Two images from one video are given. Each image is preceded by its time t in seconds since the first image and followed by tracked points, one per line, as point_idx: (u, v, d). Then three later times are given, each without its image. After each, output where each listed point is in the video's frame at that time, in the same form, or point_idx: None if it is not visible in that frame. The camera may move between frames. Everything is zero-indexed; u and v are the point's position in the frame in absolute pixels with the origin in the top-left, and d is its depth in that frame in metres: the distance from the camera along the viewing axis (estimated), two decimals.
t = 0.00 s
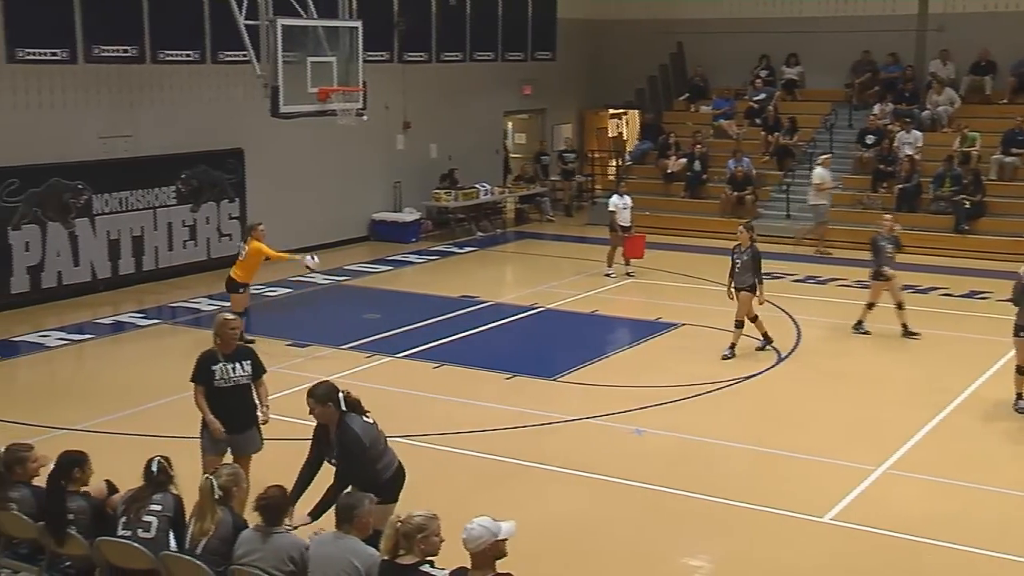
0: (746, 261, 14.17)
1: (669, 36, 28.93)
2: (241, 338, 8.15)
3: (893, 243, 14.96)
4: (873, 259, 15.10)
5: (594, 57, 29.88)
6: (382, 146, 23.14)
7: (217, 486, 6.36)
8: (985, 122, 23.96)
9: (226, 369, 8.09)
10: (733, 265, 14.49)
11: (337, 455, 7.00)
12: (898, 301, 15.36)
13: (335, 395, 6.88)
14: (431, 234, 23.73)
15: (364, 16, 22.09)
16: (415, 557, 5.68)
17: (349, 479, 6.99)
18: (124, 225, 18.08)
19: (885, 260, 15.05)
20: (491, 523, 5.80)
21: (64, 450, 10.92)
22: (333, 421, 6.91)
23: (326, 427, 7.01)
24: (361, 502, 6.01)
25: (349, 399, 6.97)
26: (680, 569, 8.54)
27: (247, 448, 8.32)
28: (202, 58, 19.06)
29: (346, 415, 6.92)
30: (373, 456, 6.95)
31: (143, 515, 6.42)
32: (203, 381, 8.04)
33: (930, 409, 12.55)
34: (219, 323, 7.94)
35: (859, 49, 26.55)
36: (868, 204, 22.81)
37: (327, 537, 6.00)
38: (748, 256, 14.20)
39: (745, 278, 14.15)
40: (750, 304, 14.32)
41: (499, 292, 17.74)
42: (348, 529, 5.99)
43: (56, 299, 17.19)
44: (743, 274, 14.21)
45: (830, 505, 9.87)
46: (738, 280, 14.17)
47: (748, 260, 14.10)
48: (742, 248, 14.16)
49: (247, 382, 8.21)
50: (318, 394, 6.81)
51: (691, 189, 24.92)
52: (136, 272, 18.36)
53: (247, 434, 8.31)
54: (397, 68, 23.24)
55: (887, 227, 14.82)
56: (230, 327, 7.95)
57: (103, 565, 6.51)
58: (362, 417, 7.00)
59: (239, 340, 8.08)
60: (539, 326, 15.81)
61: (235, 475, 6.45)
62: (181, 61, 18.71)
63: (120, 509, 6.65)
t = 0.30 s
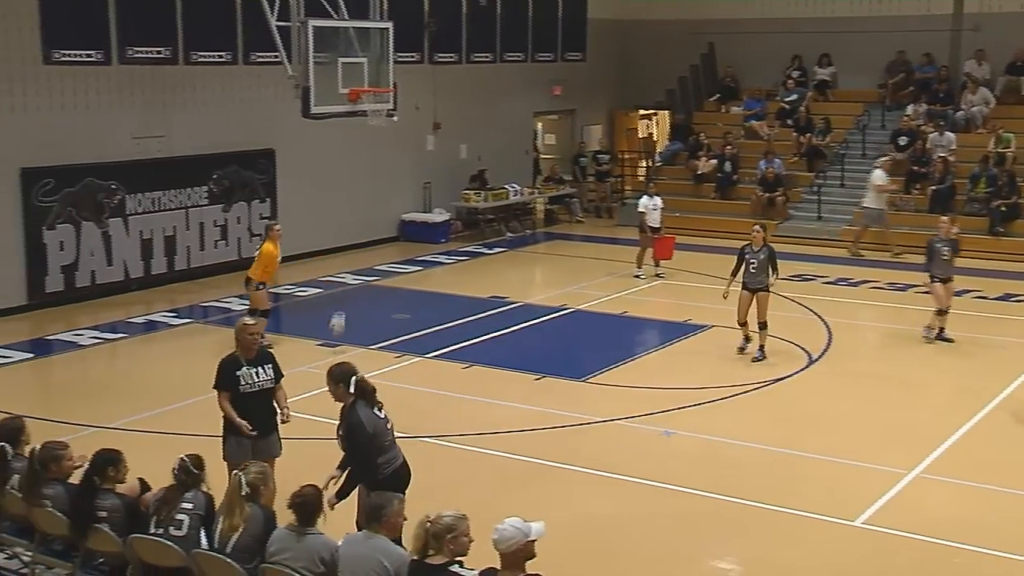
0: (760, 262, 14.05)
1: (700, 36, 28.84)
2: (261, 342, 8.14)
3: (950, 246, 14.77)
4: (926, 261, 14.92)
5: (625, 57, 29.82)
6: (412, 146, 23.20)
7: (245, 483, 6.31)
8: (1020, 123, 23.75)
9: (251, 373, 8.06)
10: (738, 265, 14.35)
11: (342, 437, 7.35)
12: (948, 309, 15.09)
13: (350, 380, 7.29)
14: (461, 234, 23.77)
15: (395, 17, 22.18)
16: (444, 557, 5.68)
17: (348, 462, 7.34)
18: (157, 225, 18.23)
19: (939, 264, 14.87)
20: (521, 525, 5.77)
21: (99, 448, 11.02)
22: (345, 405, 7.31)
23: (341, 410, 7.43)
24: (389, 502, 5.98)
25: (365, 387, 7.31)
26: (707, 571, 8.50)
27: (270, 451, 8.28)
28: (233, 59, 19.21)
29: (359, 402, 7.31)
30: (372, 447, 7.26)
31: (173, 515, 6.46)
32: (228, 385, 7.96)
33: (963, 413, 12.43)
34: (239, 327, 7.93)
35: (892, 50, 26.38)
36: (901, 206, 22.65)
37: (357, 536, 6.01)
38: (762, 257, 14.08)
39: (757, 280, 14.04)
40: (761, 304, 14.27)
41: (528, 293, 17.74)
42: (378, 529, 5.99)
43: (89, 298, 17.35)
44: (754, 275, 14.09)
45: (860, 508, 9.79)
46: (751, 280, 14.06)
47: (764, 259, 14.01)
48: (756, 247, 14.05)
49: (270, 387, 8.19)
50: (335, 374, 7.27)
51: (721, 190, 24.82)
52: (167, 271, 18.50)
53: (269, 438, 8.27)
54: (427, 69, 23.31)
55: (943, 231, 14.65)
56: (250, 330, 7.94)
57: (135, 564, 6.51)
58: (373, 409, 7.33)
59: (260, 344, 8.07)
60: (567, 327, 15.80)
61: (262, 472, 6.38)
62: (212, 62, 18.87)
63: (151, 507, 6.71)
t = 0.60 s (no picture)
0: (768, 263, 13.96)
1: (729, 36, 28.74)
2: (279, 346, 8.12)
3: (1000, 254, 14.38)
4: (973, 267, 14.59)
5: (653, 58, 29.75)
6: (441, 147, 23.24)
7: (275, 478, 6.37)
8: None
9: (269, 378, 8.02)
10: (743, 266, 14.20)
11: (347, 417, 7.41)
12: (994, 317, 14.71)
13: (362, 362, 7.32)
14: (489, 235, 23.81)
15: (424, 18, 22.23)
16: (472, 558, 5.68)
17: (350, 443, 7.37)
18: (188, 225, 18.36)
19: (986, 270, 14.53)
20: (553, 525, 5.77)
21: (132, 446, 11.10)
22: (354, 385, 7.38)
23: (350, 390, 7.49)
24: (418, 502, 6.00)
25: (375, 369, 7.37)
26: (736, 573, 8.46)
27: (289, 453, 8.20)
28: (264, 60, 19.32)
29: (368, 384, 7.38)
30: (371, 429, 7.29)
31: (205, 513, 6.49)
32: (248, 388, 7.93)
33: (995, 416, 12.31)
34: (256, 331, 7.91)
35: (924, 50, 26.19)
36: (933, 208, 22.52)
37: (385, 536, 6.02)
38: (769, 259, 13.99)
39: (764, 281, 13.92)
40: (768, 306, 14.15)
41: (556, 293, 17.73)
42: (405, 530, 5.99)
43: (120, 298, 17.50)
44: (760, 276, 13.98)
45: (891, 512, 9.71)
46: (758, 281, 13.94)
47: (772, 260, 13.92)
48: (763, 249, 13.95)
49: (288, 390, 8.14)
50: (348, 353, 7.31)
51: (751, 191, 24.72)
52: (198, 271, 18.62)
53: (289, 441, 8.20)
54: (456, 70, 23.35)
55: (994, 236, 14.31)
56: (267, 334, 7.93)
57: (166, 562, 6.56)
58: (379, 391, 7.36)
59: (278, 348, 8.05)
60: (596, 328, 15.78)
61: (291, 469, 6.47)
62: (244, 62, 18.98)
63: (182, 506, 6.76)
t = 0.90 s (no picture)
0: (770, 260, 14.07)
1: (754, 36, 28.62)
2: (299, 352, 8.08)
3: None
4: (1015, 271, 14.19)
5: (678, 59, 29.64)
6: (465, 148, 23.23)
7: (304, 477, 6.33)
8: None
9: (291, 386, 8.01)
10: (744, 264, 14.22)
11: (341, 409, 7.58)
12: None
13: (356, 361, 7.45)
14: (513, 236, 23.81)
15: (448, 18, 22.24)
16: (496, 558, 5.65)
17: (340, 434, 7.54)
18: (213, 225, 18.43)
19: None
20: (577, 527, 5.73)
21: (156, 445, 11.15)
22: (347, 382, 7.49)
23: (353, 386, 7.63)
24: (442, 503, 5.98)
25: (367, 370, 7.43)
26: None
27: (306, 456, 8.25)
28: (289, 60, 19.37)
29: (355, 381, 7.44)
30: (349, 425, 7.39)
31: (229, 514, 6.52)
32: (274, 397, 7.90)
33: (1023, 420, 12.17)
34: (279, 339, 7.85)
35: (952, 49, 26.01)
36: (960, 210, 22.38)
37: (408, 537, 5.98)
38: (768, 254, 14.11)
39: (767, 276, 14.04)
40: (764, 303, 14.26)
41: (580, 294, 17.68)
42: (429, 530, 5.96)
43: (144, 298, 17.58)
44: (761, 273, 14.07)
45: (916, 516, 9.60)
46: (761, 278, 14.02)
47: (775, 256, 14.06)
48: (766, 246, 14.04)
49: (305, 396, 8.15)
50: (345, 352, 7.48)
51: (776, 192, 24.59)
52: (223, 271, 18.68)
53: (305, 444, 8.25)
54: (481, 71, 23.34)
55: None
56: (290, 341, 7.88)
57: (192, 562, 6.57)
58: (360, 391, 7.38)
59: (299, 354, 8.02)
60: (620, 330, 15.73)
61: (320, 468, 6.41)
62: (269, 63, 19.03)
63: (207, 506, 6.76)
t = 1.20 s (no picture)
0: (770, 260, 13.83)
1: (776, 35, 28.44)
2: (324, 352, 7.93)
3: None
4: None
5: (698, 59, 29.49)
6: (483, 148, 23.15)
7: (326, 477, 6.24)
8: None
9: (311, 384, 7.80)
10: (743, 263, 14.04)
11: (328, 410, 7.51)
12: None
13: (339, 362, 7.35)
14: (531, 236, 23.74)
15: (468, 17, 22.16)
16: (515, 561, 5.55)
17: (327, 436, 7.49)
18: (230, 224, 18.41)
19: None
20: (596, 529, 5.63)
21: (173, 445, 11.11)
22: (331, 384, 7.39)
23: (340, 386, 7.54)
24: (460, 504, 5.88)
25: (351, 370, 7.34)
26: None
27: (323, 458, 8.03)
28: (307, 59, 19.32)
29: (338, 383, 7.34)
30: (334, 426, 7.32)
31: (246, 516, 6.44)
32: (288, 394, 7.82)
33: None
34: (297, 336, 7.79)
35: (977, 48, 25.81)
36: (984, 211, 22.17)
37: (426, 539, 5.88)
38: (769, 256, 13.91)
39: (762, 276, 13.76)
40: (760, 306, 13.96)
41: (598, 295, 17.56)
42: (447, 533, 5.86)
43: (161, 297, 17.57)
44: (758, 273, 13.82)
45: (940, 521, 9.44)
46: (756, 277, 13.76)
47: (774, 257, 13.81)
48: (767, 246, 13.83)
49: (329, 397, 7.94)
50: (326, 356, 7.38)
51: (797, 193, 24.42)
52: (240, 271, 18.65)
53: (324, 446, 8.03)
54: (500, 70, 23.25)
55: None
56: (307, 339, 7.76)
57: (209, 562, 6.50)
58: (345, 393, 7.29)
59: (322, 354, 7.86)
60: (639, 331, 15.61)
61: (342, 468, 6.33)
62: (287, 62, 18.98)
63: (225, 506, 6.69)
